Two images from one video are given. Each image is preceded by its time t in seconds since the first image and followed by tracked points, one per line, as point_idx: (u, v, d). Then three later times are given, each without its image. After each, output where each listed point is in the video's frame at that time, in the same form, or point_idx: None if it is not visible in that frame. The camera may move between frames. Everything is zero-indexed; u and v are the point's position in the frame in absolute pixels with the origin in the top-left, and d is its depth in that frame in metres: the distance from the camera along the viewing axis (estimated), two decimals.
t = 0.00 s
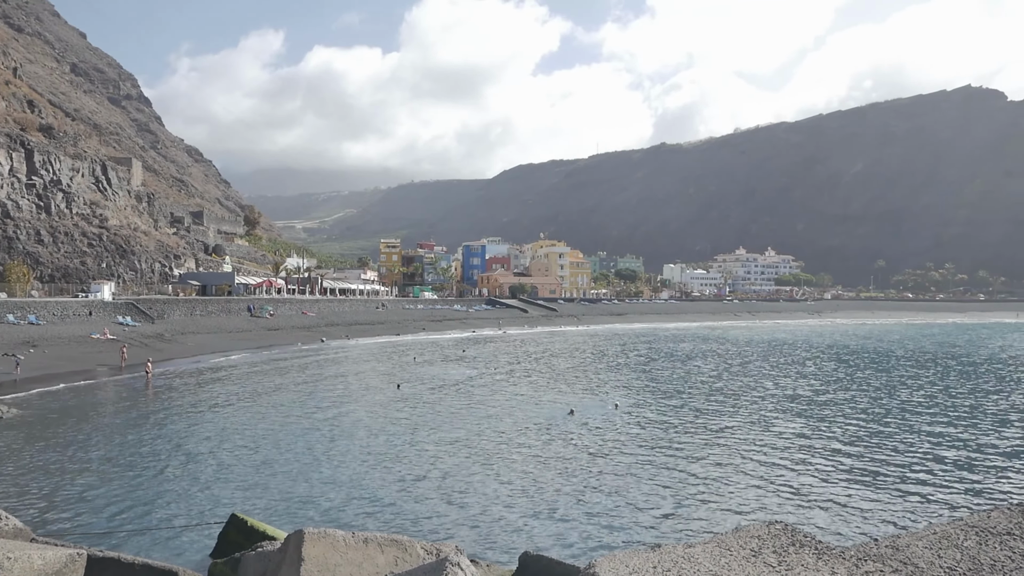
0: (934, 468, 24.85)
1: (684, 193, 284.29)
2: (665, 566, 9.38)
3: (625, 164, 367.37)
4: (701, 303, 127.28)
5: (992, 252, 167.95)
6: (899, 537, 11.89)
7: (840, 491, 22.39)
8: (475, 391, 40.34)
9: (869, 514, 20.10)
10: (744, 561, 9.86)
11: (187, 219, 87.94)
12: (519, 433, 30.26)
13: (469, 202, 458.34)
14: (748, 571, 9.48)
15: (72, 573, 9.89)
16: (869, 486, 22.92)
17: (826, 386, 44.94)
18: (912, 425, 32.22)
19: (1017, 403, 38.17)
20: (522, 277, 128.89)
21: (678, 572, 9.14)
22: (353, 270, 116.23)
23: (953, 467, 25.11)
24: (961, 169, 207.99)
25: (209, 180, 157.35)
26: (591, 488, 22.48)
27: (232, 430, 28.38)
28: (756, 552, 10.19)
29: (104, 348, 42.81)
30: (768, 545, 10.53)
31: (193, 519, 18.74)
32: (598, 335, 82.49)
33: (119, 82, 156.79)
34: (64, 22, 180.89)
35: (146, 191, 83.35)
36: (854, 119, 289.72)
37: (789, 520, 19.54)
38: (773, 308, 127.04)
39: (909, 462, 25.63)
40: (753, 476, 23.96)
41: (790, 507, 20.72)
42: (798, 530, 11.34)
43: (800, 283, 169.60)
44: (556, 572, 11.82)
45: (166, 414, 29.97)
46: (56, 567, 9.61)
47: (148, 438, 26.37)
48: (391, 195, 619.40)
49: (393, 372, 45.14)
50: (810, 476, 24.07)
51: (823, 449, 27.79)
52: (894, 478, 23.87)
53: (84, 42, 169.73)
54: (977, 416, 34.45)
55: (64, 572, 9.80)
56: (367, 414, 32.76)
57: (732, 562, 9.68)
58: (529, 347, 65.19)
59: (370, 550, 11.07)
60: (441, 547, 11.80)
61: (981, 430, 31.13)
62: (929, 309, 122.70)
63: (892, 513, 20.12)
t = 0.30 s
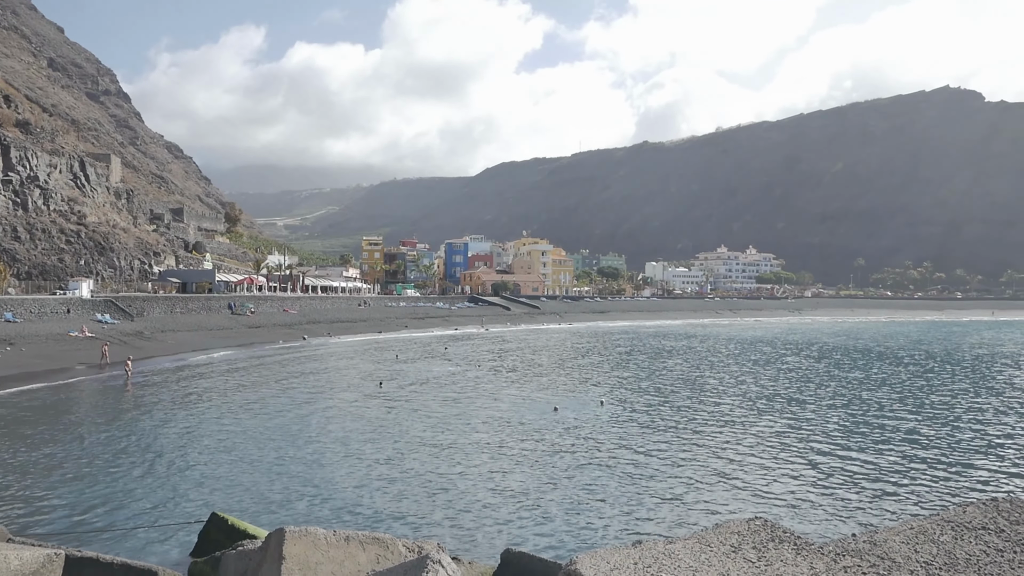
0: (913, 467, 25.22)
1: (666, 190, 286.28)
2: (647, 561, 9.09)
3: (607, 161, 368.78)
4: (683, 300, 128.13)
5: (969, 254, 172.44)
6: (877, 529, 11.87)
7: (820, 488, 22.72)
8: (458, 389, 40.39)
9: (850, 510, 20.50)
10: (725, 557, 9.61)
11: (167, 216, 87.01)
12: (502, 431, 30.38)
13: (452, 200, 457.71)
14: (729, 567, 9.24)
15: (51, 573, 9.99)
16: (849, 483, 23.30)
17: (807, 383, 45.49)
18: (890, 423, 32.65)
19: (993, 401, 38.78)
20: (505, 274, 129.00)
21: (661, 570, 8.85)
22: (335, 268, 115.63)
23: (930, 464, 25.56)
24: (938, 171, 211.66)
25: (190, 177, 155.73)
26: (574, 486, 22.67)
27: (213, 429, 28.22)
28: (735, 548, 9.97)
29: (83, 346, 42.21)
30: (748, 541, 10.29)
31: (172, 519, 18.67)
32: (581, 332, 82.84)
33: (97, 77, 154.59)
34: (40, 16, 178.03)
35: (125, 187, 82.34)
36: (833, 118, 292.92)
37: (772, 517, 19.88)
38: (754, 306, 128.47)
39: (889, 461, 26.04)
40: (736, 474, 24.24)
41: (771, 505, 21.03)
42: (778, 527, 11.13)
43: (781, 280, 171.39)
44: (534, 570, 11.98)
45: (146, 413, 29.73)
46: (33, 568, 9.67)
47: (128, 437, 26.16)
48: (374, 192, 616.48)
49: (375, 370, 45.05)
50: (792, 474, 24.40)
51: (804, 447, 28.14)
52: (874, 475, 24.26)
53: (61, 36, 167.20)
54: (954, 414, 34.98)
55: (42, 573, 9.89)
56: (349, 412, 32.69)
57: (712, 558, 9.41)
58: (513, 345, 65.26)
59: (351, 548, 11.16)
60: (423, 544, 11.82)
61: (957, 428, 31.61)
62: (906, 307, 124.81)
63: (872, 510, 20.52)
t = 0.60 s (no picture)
0: (891, 463, 25.69)
1: (646, 187, 287.88)
2: (627, 558, 8.62)
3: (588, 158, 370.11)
4: (663, 297, 129.20)
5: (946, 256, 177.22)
6: (852, 527, 10.91)
7: (798, 484, 23.04)
8: (439, 386, 40.58)
9: (831, 508, 20.70)
10: (703, 552, 9.22)
11: (145, 211, 85.94)
12: (483, 428, 30.56)
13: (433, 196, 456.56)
14: (709, 562, 8.79)
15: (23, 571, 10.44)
16: (827, 479, 23.70)
17: (785, 380, 46.10)
18: (872, 421, 32.96)
19: (968, 397, 39.55)
20: (486, 271, 129.20)
21: (643, 568, 8.33)
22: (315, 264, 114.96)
23: (907, 460, 25.98)
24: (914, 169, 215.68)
25: (168, 173, 153.84)
26: (555, 483, 22.84)
27: (191, 426, 28.04)
28: (714, 544, 9.54)
29: (58, 343, 41.59)
30: (726, 536, 9.93)
31: (151, 517, 18.58)
32: (562, 329, 83.29)
33: (72, 70, 151.99)
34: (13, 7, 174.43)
35: (102, 183, 81.16)
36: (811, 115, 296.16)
37: (752, 514, 20.16)
38: (733, 302, 129.90)
39: (870, 458, 26.31)
40: (718, 472, 24.43)
41: (754, 503, 21.23)
42: (756, 522, 10.78)
43: (761, 278, 173.55)
44: (514, 569, 12.07)
45: (124, 411, 29.48)
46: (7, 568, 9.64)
47: (107, 435, 25.97)
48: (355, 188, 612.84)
49: (357, 367, 45.07)
50: (771, 471, 24.69)
51: (786, 445, 28.35)
52: (849, 471, 24.62)
53: (35, 27, 164.11)
54: (934, 411, 35.31)
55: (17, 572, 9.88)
56: (330, 409, 32.69)
57: (691, 553, 9.01)
58: (495, 342, 65.49)
59: (332, 546, 11.30)
60: (403, 543, 11.96)
61: (933, 424, 32.18)
62: (882, 304, 126.96)
63: (853, 508, 20.76)
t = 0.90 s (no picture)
0: (859, 459, 26.32)
1: (620, 185, 290.03)
2: (601, 556, 8.37)
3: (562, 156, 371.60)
4: (636, 295, 130.54)
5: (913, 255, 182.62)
6: (817, 523, 10.21)
7: (769, 482, 23.51)
8: (412, 383, 40.72)
9: (803, 504, 21.29)
10: (674, 548, 8.98)
11: (114, 207, 84.44)
12: (455, 425, 30.76)
13: (407, 193, 454.55)
14: (680, 558, 8.56)
15: None
16: (796, 476, 24.24)
17: (754, 377, 46.90)
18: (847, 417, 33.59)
19: (931, 393, 40.59)
20: (460, 269, 129.20)
21: (615, 564, 8.15)
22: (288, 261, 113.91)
23: (875, 456, 26.57)
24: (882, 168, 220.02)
25: (137, 168, 151.15)
26: (527, 482, 23.06)
27: (161, 426, 27.80)
28: (685, 539, 9.29)
29: (24, 341, 40.80)
30: (696, 532, 9.66)
31: (121, 518, 18.48)
32: (536, 327, 83.81)
33: (37, 62, 148.45)
34: None
35: (69, 178, 79.52)
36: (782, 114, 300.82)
37: (725, 511, 20.60)
38: (705, 300, 131.62)
39: (845, 455, 26.87)
40: (694, 468, 25.01)
41: (730, 499, 21.77)
42: (727, 517, 10.52)
43: (732, 276, 176.68)
44: (487, 568, 12.21)
45: (93, 411, 29.11)
46: None
47: (75, 435, 25.67)
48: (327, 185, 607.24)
49: (330, 365, 44.97)
50: (742, 468, 25.13)
51: (756, 442, 28.83)
52: (819, 468, 25.13)
53: None
54: (906, 408, 36.08)
55: None
56: (302, 408, 32.62)
57: (662, 549, 8.76)
58: (469, 339, 65.71)
59: (302, 546, 11.33)
60: (376, 541, 11.97)
61: (899, 420, 33.01)
62: (851, 301, 129.84)
63: (824, 504, 21.22)
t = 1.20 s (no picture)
0: (827, 457, 27.10)
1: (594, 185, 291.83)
2: (574, 554, 8.67)
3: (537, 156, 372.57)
4: (610, 294, 131.42)
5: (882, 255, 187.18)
6: (788, 518, 10.73)
7: (740, 480, 24.09)
8: (385, 383, 40.80)
9: (774, 501, 21.94)
10: (647, 546, 9.31)
11: (82, 205, 82.93)
12: (429, 425, 30.93)
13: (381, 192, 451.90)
14: (652, 556, 8.91)
15: None
16: (766, 474, 24.89)
17: (726, 376, 47.62)
18: (817, 417, 34.34)
19: (897, 392, 41.73)
20: (434, 268, 129.17)
21: (585, 560, 8.50)
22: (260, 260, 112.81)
23: (842, 454, 27.37)
24: (851, 171, 224.27)
25: (106, 165, 148.43)
26: (500, 482, 23.31)
27: (133, 427, 27.60)
28: (658, 537, 9.63)
29: None
30: (670, 530, 10.01)
31: (89, 520, 18.37)
32: (511, 326, 84.02)
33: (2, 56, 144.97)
34: None
35: (36, 174, 77.85)
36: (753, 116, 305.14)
37: (696, 509, 21.13)
38: (679, 300, 132.93)
39: (814, 453, 27.61)
40: (668, 467, 25.58)
41: (703, 496, 22.36)
42: (698, 515, 10.92)
43: (706, 275, 179.49)
44: (460, 566, 12.43)
45: (61, 411, 28.76)
46: None
47: (44, 436, 25.38)
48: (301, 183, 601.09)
49: (303, 365, 44.83)
50: (713, 467, 25.67)
51: (726, 441, 29.42)
52: (789, 467, 25.80)
53: None
54: (874, 407, 36.95)
55: None
56: (275, 408, 32.55)
57: (635, 548, 9.10)
58: (445, 339, 65.76)
59: (274, 547, 11.46)
60: (348, 542, 12.13)
61: (867, 418, 33.95)
62: (822, 301, 132.40)
63: (793, 502, 21.88)
